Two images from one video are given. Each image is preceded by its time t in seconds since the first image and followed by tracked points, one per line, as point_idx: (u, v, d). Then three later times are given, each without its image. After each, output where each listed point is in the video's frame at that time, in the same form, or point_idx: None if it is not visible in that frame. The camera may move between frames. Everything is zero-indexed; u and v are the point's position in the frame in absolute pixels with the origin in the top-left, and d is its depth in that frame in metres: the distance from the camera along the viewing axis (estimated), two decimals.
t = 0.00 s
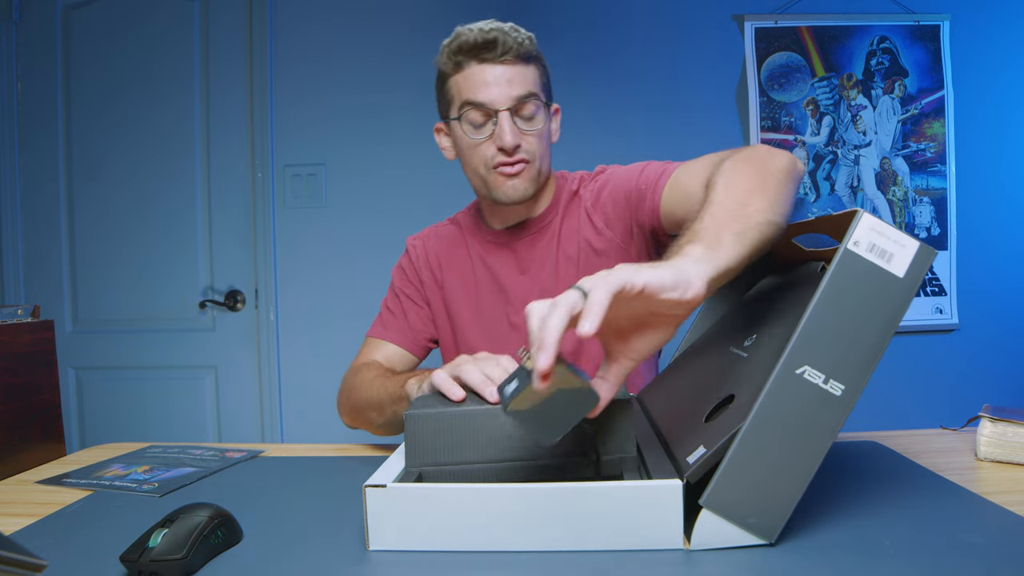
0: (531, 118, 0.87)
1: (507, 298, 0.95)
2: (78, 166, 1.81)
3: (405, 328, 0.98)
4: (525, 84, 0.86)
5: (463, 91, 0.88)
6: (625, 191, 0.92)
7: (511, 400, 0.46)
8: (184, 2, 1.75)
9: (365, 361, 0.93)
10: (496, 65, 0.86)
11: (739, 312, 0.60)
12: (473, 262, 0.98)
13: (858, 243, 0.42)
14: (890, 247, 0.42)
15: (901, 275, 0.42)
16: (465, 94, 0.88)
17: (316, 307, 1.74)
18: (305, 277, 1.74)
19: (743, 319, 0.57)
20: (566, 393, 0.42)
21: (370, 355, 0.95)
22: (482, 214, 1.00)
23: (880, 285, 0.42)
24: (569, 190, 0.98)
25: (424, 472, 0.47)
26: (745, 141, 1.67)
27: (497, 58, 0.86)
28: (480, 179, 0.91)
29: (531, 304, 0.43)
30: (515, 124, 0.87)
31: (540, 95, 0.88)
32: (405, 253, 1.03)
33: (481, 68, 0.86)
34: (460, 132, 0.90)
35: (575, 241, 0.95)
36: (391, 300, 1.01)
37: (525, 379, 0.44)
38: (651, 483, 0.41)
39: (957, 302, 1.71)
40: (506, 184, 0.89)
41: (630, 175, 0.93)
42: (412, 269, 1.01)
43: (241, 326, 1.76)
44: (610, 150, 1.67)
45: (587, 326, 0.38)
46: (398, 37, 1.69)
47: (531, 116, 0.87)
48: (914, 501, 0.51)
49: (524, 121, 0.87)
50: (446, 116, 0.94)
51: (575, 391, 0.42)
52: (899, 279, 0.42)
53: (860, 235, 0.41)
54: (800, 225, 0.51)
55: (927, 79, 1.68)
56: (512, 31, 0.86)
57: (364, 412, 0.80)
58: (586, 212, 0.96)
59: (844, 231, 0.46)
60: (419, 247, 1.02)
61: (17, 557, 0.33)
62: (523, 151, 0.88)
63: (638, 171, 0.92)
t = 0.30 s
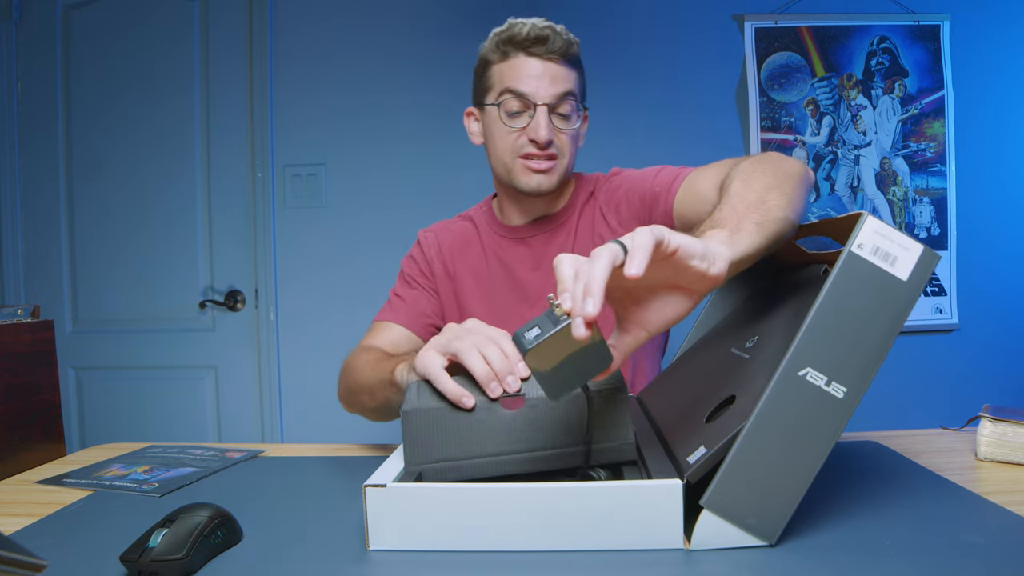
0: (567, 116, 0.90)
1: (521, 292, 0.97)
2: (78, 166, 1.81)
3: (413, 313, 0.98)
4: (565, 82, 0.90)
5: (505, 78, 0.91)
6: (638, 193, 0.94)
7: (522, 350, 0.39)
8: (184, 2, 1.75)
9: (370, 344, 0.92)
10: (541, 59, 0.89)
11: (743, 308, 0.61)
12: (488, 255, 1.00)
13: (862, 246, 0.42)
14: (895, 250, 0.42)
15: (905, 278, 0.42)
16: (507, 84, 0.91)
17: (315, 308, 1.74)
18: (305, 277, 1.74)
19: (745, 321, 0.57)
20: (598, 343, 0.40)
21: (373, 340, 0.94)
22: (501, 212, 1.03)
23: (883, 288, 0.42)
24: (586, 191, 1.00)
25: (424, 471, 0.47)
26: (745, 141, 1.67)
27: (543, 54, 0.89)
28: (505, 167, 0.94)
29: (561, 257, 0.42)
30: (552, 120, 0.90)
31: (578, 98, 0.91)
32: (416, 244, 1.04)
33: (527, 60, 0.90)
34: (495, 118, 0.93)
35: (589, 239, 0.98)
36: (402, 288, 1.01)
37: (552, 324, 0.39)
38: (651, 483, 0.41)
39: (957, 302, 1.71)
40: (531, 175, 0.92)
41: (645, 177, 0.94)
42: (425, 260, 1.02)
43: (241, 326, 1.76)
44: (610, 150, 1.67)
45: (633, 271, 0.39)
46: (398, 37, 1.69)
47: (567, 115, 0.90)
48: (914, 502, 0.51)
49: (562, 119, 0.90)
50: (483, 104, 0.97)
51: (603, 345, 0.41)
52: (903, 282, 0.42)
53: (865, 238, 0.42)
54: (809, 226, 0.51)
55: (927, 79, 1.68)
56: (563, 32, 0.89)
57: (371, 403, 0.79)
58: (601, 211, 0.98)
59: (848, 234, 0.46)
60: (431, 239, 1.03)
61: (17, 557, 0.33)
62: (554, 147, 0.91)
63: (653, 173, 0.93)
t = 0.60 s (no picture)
0: (592, 122, 0.89)
1: (530, 289, 0.99)
2: (78, 166, 1.81)
3: (419, 301, 0.98)
4: (591, 88, 0.89)
5: (531, 81, 0.90)
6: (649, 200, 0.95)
7: (551, 341, 0.36)
8: (184, 2, 1.75)
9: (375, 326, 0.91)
10: (567, 64, 0.89)
11: (749, 310, 0.61)
12: (499, 252, 1.01)
13: (872, 252, 0.41)
14: (904, 257, 0.42)
15: (913, 285, 0.42)
16: (532, 84, 0.90)
17: (315, 307, 1.74)
18: (305, 277, 1.74)
19: (750, 324, 0.57)
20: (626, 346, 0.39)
21: (378, 321, 0.92)
22: (513, 208, 1.02)
23: (891, 294, 0.42)
24: (601, 194, 1.00)
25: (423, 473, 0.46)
26: (745, 141, 1.67)
27: (571, 58, 0.88)
28: (527, 171, 0.94)
29: (592, 241, 0.42)
30: (576, 126, 0.89)
31: (603, 103, 0.91)
32: (427, 235, 1.05)
33: (553, 63, 0.89)
34: (519, 121, 0.92)
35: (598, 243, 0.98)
36: (410, 275, 1.01)
37: (584, 315, 0.37)
38: (651, 484, 0.41)
39: (957, 302, 1.71)
40: (554, 183, 0.92)
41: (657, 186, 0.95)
42: (434, 250, 1.03)
43: (240, 326, 1.76)
44: (609, 150, 1.67)
45: (698, 263, 0.41)
46: (398, 36, 1.69)
47: (591, 121, 0.89)
48: (913, 502, 0.51)
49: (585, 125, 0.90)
50: (506, 104, 0.96)
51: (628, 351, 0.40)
52: (911, 290, 0.42)
53: (874, 244, 0.41)
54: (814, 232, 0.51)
55: (927, 79, 1.68)
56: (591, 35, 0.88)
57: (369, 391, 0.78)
58: (613, 216, 0.99)
59: (855, 240, 0.46)
60: (442, 231, 1.04)
61: (17, 557, 0.33)
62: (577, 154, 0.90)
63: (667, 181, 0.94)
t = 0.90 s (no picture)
0: (608, 119, 0.92)
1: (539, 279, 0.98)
2: (78, 166, 1.81)
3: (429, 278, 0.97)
4: (608, 84, 0.91)
5: (548, 76, 0.93)
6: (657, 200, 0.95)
7: (493, 303, 0.37)
8: (184, 2, 1.75)
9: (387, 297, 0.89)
10: (585, 60, 0.91)
11: (749, 310, 0.61)
12: (508, 244, 1.02)
13: (869, 251, 0.41)
14: (902, 255, 0.42)
15: (911, 284, 0.42)
16: (550, 79, 0.92)
17: (315, 307, 1.74)
18: (305, 277, 1.74)
19: (749, 323, 0.57)
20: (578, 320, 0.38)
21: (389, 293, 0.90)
22: (523, 206, 1.04)
23: (889, 293, 0.42)
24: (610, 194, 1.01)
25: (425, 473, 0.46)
26: (745, 142, 1.67)
27: (590, 54, 0.90)
28: (540, 162, 0.94)
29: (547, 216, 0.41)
30: (591, 121, 0.91)
31: (619, 99, 0.93)
32: (437, 222, 1.05)
33: (571, 58, 0.91)
34: (534, 114, 0.94)
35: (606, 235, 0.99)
36: (421, 255, 1.00)
37: (525, 281, 0.37)
38: (651, 484, 0.41)
39: (957, 302, 1.71)
40: (566, 174, 0.92)
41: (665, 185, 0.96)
42: (445, 237, 1.03)
43: (241, 326, 1.76)
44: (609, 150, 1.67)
45: (638, 249, 0.39)
46: (398, 36, 1.69)
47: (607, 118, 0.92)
48: (913, 502, 0.51)
49: (601, 120, 0.91)
50: (523, 98, 0.97)
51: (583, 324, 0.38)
52: (909, 288, 0.42)
53: (872, 243, 0.41)
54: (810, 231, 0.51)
55: (927, 79, 1.68)
56: (611, 32, 0.89)
57: (372, 356, 0.79)
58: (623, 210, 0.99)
59: (854, 239, 0.46)
60: (453, 220, 1.04)
61: (17, 557, 0.33)
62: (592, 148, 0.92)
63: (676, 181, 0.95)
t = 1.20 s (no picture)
0: (612, 108, 0.92)
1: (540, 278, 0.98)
2: (78, 166, 1.81)
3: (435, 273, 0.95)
4: (611, 75, 0.92)
5: (551, 68, 0.93)
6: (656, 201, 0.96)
7: (512, 302, 0.32)
8: (184, 2, 1.75)
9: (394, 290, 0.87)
10: (588, 51, 0.91)
11: (745, 308, 0.61)
12: (512, 242, 1.02)
13: (863, 247, 0.42)
14: (896, 250, 0.42)
15: (905, 278, 0.42)
16: (553, 71, 0.92)
17: (316, 307, 1.74)
18: (305, 277, 1.74)
19: (747, 321, 0.57)
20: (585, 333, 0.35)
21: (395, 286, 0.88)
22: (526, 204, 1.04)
23: (885, 289, 0.42)
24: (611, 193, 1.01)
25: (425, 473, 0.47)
26: (745, 142, 1.67)
27: (592, 45, 0.91)
28: (546, 157, 0.94)
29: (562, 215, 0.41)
30: (596, 110, 0.91)
31: (621, 89, 0.94)
32: (440, 220, 1.05)
33: (574, 50, 0.92)
34: (539, 108, 0.94)
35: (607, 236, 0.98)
36: (424, 251, 0.99)
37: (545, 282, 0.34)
38: (650, 484, 0.41)
39: (957, 302, 1.71)
40: (575, 165, 0.92)
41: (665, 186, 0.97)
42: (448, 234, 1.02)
43: (241, 326, 1.76)
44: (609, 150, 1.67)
45: (663, 264, 0.41)
46: (397, 35, 1.69)
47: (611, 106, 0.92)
48: (913, 502, 0.51)
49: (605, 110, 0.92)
50: (525, 95, 0.97)
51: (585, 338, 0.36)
52: (903, 282, 0.42)
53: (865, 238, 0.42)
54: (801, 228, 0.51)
55: (927, 79, 1.68)
56: (610, 27, 0.90)
57: (376, 354, 0.78)
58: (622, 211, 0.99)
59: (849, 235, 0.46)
60: (456, 217, 1.04)
61: (17, 557, 0.33)
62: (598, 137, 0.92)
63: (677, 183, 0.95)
